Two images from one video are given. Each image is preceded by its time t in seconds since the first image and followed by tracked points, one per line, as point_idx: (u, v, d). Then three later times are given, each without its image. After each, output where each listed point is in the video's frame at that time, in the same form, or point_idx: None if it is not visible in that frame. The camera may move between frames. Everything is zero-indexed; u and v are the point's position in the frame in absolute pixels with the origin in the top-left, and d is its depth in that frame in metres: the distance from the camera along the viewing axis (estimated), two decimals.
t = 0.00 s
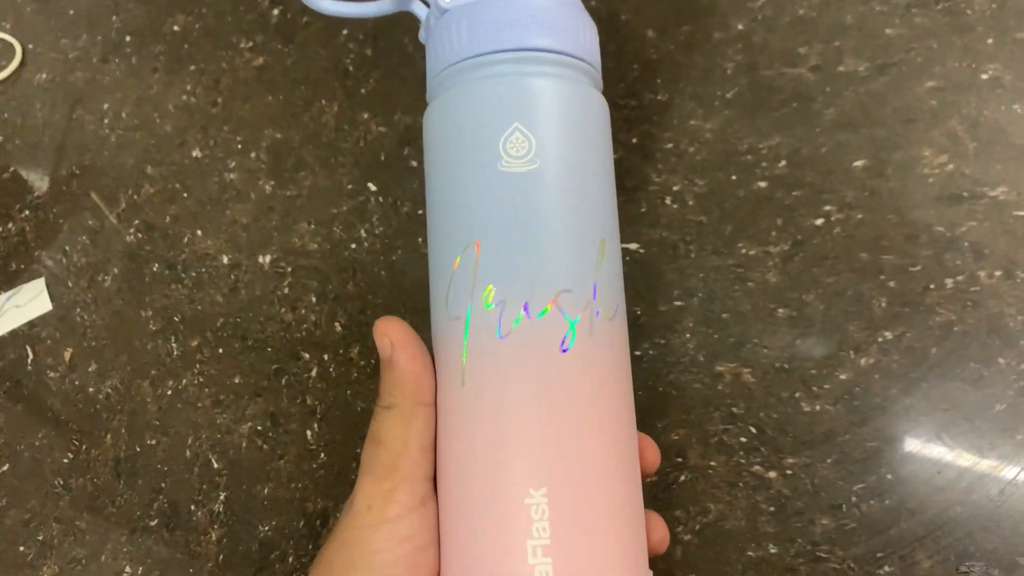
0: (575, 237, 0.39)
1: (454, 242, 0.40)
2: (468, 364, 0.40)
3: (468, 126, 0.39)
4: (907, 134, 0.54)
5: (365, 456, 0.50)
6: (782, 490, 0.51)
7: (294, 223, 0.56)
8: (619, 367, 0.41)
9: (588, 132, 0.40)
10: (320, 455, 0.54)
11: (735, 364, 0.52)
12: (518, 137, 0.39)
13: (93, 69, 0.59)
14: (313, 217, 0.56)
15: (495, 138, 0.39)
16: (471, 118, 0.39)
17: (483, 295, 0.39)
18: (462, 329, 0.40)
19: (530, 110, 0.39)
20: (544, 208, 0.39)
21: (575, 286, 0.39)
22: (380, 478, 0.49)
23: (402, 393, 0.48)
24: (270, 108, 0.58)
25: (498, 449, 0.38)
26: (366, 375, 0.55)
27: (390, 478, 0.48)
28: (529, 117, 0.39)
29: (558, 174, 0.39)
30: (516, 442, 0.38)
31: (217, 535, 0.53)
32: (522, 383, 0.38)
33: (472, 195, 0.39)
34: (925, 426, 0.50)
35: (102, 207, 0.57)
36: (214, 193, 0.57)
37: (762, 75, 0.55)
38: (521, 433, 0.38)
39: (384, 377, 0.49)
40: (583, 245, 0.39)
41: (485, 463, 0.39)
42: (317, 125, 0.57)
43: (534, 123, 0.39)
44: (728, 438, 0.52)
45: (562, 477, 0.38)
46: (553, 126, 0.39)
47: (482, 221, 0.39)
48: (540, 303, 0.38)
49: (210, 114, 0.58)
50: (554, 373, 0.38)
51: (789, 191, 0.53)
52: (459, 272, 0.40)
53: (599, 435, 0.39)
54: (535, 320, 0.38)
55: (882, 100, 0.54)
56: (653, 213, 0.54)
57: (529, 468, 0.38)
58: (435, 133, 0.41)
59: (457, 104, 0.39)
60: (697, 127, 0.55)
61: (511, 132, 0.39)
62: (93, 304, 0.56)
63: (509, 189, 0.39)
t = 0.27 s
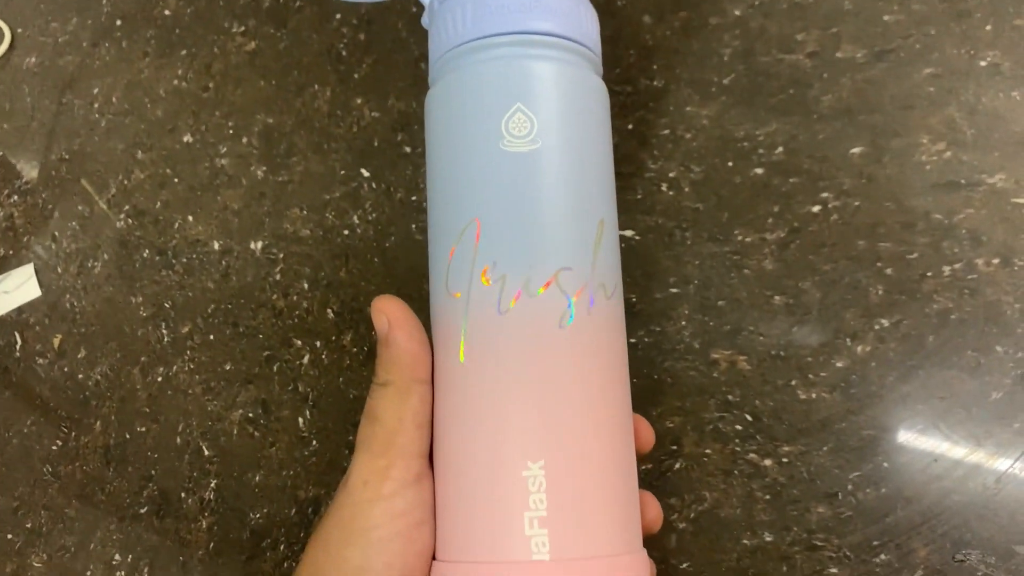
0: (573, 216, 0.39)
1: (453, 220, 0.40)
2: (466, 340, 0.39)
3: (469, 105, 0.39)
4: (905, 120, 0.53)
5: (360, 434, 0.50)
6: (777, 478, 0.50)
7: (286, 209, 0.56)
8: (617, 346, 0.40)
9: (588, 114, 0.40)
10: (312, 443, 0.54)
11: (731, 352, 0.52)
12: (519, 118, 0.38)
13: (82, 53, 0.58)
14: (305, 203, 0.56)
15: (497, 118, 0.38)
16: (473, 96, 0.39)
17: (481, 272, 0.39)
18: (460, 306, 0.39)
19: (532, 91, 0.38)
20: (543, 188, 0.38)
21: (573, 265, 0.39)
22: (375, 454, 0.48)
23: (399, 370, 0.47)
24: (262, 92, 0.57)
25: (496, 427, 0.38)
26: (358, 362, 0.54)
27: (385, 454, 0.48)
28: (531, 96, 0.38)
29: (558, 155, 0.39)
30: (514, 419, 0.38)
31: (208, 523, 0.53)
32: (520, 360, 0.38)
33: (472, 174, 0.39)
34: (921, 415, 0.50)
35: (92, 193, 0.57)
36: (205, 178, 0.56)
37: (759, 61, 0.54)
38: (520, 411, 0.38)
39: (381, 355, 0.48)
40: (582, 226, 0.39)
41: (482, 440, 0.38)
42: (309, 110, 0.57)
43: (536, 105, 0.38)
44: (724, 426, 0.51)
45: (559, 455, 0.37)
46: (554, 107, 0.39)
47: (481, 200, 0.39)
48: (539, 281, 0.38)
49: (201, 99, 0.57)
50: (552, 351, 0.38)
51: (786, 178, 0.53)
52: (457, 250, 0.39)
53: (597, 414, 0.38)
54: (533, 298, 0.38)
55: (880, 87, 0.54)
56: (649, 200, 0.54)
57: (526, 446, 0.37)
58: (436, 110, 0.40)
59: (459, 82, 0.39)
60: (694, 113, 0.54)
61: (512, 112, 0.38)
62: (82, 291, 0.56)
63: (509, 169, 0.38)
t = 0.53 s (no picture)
0: (558, 183, 0.39)
1: (439, 191, 0.40)
2: (453, 308, 0.39)
3: (452, 79, 0.39)
4: (906, 108, 0.53)
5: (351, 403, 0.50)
6: (776, 465, 0.50)
7: (285, 194, 0.55)
8: (603, 312, 0.40)
9: (571, 85, 0.40)
10: (310, 428, 0.53)
11: (730, 338, 0.52)
12: (502, 90, 0.38)
13: (79, 37, 0.58)
14: (304, 188, 0.55)
15: (480, 90, 0.38)
16: (457, 70, 0.39)
17: (467, 240, 0.39)
18: (447, 274, 0.39)
19: (515, 62, 0.38)
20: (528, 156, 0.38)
21: (559, 231, 0.39)
22: (365, 424, 0.48)
23: (389, 340, 0.47)
24: (260, 78, 0.57)
25: (483, 392, 0.38)
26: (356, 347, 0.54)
27: (376, 423, 0.48)
28: (512, 67, 0.38)
29: (542, 125, 0.39)
30: (500, 384, 0.38)
31: (206, 507, 0.53)
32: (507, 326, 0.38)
33: (457, 145, 0.39)
34: (920, 402, 0.50)
35: (89, 177, 0.56)
36: (203, 163, 0.56)
37: (760, 49, 0.54)
38: (506, 376, 0.38)
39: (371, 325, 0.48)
40: (568, 193, 0.39)
41: (470, 406, 0.38)
42: (308, 95, 0.56)
43: (518, 76, 0.38)
44: (723, 412, 0.51)
45: (546, 418, 0.37)
46: (537, 78, 0.39)
47: (466, 170, 0.39)
48: (525, 246, 0.38)
49: (199, 83, 0.57)
50: (539, 315, 0.38)
51: (786, 165, 0.53)
52: (444, 219, 0.39)
53: (584, 378, 0.38)
54: (519, 263, 0.38)
55: (881, 75, 0.53)
56: (649, 186, 0.54)
57: (513, 410, 0.37)
58: (421, 86, 0.41)
59: (442, 57, 0.39)
60: (694, 100, 0.54)
61: (495, 84, 0.38)
62: (79, 275, 0.55)
63: (494, 139, 0.38)
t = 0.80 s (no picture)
0: (554, 178, 0.39)
1: (434, 185, 0.40)
2: (449, 302, 0.39)
3: (448, 71, 0.39)
4: (906, 102, 0.53)
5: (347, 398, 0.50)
6: (774, 458, 0.51)
7: (283, 185, 0.55)
8: (600, 306, 0.40)
9: (567, 78, 0.40)
10: (308, 419, 0.53)
11: (729, 331, 0.52)
12: (499, 82, 0.38)
13: (77, 27, 0.58)
14: (302, 179, 0.55)
15: (476, 83, 0.38)
16: (454, 62, 0.39)
17: (463, 234, 0.39)
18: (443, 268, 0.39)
19: (511, 55, 0.38)
20: (525, 150, 0.38)
21: (555, 226, 0.39)
22: (362, 418, 0.48)
23: (385, 334, 0.46)
24: (259, 69, 0.56)
25: (479, 387, 0.38)
26: (355, 338, 0.54)
27: (372, 418, 0.48)
28: (507, 61, 0.38)
29: (538, 118, 0.39)
30: (497, 378, 0.38)
31: (203, 498, 0.53)
32: (503, 320, 0.38)
33: (453, 137, 0.39)
34: (918, 396, 0.50)
35: (87, 167, 0.56)
36: (201, 154, 0.56)
37: (761, 41, 0.54)
38: (502, 370, 0.38)
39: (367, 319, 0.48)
40: (564, 187, 0.39)
41: (466, 400, 0.38)
42: (307, 86, 0.56)
43: (515, 68, 0.38)
44: (721, 404, 0.51)
45: (542, 413, 0.37)
46: (533, 70, 0.39)
47: (462, 163, 0.39)
48: (521, 240, 0.38)
49: (198, 74, 0.57)
50: (534, 309, 0.38)
51: (786, 158, 0.53)
52: (440, 213, 0.39)
53: (580, 373, 0.38)
54: (516, 257, 0.38)
55: (881, 68, 0.53)
56: (648, 179, 0.53)
57: (509, 404, 0.37)
58: (417, 78, 0.41)
59: (439, 49, 0.39)
60: (694, 93, 0.54)
61: (492, 77, 0.38)
62: (77, 266, 0.55)
63: (490, 131, 0.38)
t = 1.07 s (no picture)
0: (550, 197, 0.39)
1: (428, 203, 0.39)
2: (445, 324, 0.39)
3: (441, 87, 0.39)
4: (907, 101, 0.53)
5: (343, 420, 0.50)
6: (774, 456, 0.51)
7: (284, 182, 0.55)
8: (595, 327, 0.40)
9: (560, 91, 0.40)
10: (308, 417, 0.53)
11: (729, 330, 0.52)
12: (491, 98, 0.38)
13: (78, 23, 0.58)
14: (302, 176, 0.55)
15: (469, 99, 0.38)
16: (446, 78, 0.39)
17: (459, 254, 0.39)
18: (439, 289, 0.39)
19: (504, 69, 0.38)
20: (520, 167, 0.38)
21: (551, 245, 0.39)
22: (357, 443, 0.48)
23: (380, 359, 0.46)
24: (259, 66, 0.56)
25: (477, 410, 0.38)
26: (354, 336, 0.54)
27: (367, 443, 0.48)
28: (500, 77, 0.38)
29: (532, 134, 0.39)
30: (493, 401, 0.38)
31: (202, 495, 0.53)
32: (500, 342, 0.38)
33: (447, 155, 0.39)
34: (918, 395, 0.50)
35: (87, 164, 0.56)
36: (201, 150, 0.56)
37: (762, 40, 0.54)
38: (499, 393, 0.38)
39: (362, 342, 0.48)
40: (560, 205, 0.39)
41: (463, 423, 0.38)
42: (307, 83, 0.56)
43: (508, 82, 0.38)
44: (721, 403, 0.51)
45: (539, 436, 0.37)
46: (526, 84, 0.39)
47: (456, 181, 0.38)
48: (517, 261, 0.38)
49: (198, 71, 0.57)
50: (531, 332, 0.38)
51: (786, 157, 0.52)
52: (434, 232, 0.39)
53: (576, 395, 0.38)
54: (512, 279, 0.38)
55: (882, 67, 0.53)
56: (648, 178, 0.53)
57: (507, 427, 0.37)
58: (407, 95, 0.40)
59: (430, 65, 0.39)
60: (695, 92, 0.54)
61: (484, 92, 0.38)
62: (76, 262, 0.55)
63: (484, 149, 0.38)
